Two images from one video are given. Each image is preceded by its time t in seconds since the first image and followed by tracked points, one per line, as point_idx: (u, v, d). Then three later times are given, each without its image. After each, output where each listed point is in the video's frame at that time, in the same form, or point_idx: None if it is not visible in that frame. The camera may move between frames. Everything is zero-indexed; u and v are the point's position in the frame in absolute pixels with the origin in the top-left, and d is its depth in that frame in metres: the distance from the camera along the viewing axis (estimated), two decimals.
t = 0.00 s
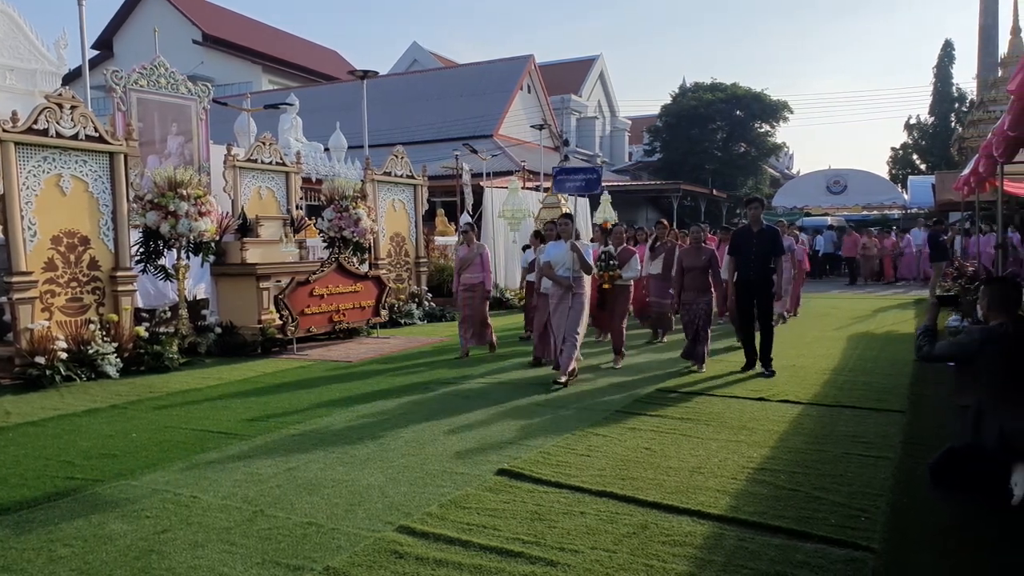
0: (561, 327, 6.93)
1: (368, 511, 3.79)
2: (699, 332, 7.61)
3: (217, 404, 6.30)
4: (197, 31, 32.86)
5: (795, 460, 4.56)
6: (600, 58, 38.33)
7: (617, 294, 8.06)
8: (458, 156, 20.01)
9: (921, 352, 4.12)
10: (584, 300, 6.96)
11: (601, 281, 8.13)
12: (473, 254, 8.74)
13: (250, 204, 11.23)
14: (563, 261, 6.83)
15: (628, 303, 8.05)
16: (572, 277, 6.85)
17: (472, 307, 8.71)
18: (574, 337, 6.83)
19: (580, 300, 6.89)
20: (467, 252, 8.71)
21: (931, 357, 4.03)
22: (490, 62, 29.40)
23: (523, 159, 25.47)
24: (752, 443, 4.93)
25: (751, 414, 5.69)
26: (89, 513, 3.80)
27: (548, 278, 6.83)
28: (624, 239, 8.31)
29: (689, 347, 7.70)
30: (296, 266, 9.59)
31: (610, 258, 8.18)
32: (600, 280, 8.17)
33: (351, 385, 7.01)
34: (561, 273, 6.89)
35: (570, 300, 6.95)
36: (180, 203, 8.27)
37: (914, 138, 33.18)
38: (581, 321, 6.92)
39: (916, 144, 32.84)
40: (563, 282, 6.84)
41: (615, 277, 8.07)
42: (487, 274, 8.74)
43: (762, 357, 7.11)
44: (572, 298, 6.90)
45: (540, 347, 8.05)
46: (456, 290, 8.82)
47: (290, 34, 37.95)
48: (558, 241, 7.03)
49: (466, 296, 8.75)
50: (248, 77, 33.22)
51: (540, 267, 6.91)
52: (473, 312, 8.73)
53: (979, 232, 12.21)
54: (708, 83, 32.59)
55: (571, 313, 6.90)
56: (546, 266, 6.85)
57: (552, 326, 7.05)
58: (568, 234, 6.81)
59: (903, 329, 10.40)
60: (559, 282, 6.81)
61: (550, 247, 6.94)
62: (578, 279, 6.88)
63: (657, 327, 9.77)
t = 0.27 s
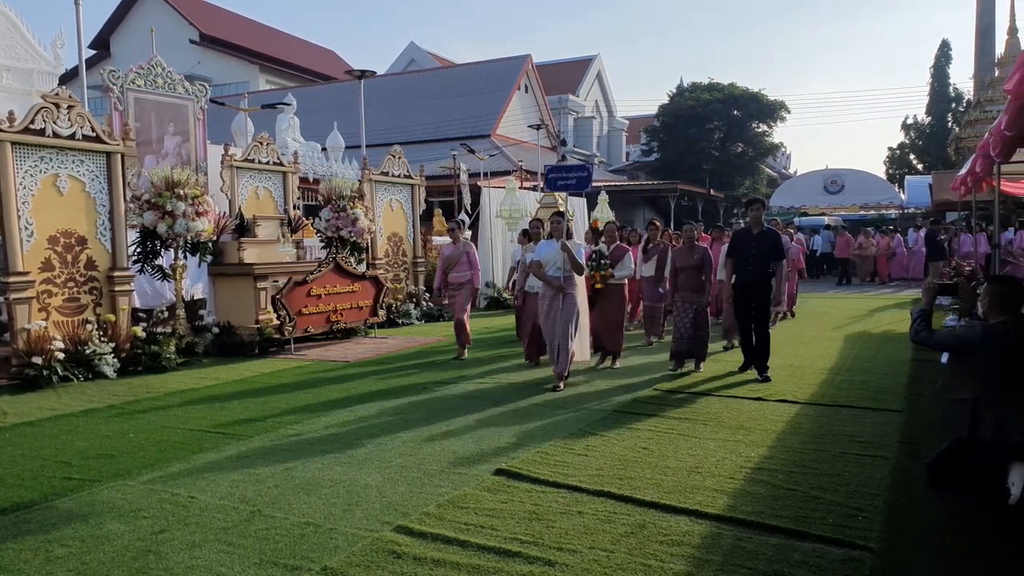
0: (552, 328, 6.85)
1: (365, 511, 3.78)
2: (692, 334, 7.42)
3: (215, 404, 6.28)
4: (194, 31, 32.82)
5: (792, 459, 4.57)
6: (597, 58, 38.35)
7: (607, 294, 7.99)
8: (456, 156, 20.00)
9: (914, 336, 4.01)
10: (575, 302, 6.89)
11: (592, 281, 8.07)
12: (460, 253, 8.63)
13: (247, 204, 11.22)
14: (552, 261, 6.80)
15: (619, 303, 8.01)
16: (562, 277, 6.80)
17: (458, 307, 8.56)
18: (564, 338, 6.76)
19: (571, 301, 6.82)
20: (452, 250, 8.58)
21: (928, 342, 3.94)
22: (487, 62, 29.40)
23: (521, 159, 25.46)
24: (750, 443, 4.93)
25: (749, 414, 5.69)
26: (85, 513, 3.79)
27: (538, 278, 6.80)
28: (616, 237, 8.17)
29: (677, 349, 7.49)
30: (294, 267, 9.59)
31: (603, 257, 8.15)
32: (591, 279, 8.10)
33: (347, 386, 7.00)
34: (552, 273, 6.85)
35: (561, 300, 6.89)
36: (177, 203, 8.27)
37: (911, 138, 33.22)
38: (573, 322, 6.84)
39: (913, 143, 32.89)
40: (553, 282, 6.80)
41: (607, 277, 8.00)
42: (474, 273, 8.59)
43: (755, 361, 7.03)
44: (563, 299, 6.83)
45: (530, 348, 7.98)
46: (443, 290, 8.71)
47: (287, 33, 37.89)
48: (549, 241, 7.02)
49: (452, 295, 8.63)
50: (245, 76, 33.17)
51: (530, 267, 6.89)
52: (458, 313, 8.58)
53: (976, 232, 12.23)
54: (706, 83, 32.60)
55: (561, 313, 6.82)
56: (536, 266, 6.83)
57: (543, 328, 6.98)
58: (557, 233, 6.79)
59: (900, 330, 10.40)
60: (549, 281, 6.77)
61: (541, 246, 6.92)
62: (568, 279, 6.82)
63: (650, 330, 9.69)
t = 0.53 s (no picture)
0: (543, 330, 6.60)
1: (363, 511, 3.78)
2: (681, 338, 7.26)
3: (212, 405, 6.28)
4: (192, 30, 32.80)
5: (790, 459, 4.57)
6: (595, 58, 38.36)
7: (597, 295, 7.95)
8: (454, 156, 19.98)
9: (913, 328, 4.02)
10: (565, 303, 6.66)
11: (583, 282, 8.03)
12: (446, 254, 8.49)
13: (245, 204, 11.21)
14: (544, 260, 6.58)
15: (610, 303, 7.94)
16: (554, 277, 6.58)
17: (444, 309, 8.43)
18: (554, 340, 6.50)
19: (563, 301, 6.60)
20: (439, 252, 8.48)
21: (927, 336, 3.94)
22: (485, 62, 29.40)
23: (519, 159, 25.45)
24: (748, 442, 4.94)
25: (747, 414, 5.69)
26: (82, 513, 3.78)
27: (529, 278, 6.55)
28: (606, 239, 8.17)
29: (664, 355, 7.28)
30: (291, 267, 9.58)
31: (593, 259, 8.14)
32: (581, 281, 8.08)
33: (345, 386, 7.00)
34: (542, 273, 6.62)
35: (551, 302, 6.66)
36: (175, 202, 8.26)
37: (909, 138, 33.25)
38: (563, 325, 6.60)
39: (911, 143, 32.91)
40: (544, 282, 6.56)
41: (597, 278, 7.96)
42: (459, 276, 8.45)
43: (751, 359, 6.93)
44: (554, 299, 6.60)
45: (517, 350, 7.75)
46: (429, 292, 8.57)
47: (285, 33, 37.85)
48: (539, 241, 6.79)
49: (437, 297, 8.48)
50: (243, 76, 33.15)
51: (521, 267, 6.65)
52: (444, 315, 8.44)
53: (974, 231, 12.25)
54: (704, 83, 32.62)
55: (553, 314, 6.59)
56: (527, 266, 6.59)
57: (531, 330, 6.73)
58: (549, 231, 6.59)
59: (897, 329, 10.41)
60: (541, 282, 6.52)
61: (532, 246, 6.69)
62: (560, 279, 6.61)
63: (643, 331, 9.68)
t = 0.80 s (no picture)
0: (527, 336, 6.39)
1: (361, 511, 3.78)
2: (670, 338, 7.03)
3: (209, 405, 6.27)
4: (189, 30, 32.78)
5: (788, 458, 4.58)
6: (593, 58, 38.37)
7: (586, 294, 7.82)
8: (451, 156, 19.97)
9: (913, 326, 4.04)
10: (552, 308, 6.46)
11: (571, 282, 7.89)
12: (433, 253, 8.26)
13: (243, 204, 11.20)
14: (532, 263, 6.38)
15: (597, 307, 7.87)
16: (542, 280, 6.38)
17: (428, 310, 8.20)
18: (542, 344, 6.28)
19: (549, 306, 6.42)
20: (426, 250, 8.25)
21: (927, 334, 3.96)
22: (483, 62, 29.40)
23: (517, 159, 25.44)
24: (745, 442, 4.94)
25: (745, 414, 5.69)
26: (79, 514, 3.78)
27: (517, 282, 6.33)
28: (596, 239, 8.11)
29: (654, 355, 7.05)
30: (289, 266, 9.58)
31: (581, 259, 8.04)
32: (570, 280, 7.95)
33: (343, 386, 7.00)
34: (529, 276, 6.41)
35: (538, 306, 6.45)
36: (172, 202, 8.24)
37: (906, 138, 33.29)
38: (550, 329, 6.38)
39: (908, 143, 32.96)
40: (531, 286, 6.35)
41: (586, 277, 7.84)
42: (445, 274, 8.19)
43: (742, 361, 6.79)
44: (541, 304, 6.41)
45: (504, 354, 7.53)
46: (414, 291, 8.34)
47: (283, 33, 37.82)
48: (526, 244, 6.59)
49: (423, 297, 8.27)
50: (240, 76, 33.12)
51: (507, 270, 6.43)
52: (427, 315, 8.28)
53: (970, 231, 12.28)
54: (701, 83, 32.65)
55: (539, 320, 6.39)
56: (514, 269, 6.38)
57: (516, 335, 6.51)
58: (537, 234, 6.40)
59: (895, 329, 10.41)
60: (528, 285, 6.31)
61: (518, 248, 6.48)
62: (547, 283, 6.42)
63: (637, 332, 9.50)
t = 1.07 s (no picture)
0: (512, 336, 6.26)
1: (358, 511, 3.78)
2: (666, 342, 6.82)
3: (207, 405, 6.27)
4: (187, 30, 32.75)
5: (785, 458, 4.58)
6: (591, 58, 38.39)
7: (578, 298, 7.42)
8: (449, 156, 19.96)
9: (912, 327, 4.06)
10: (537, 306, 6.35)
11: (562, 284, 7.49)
12: (420, 254, 7.92)
13: (240, 204, 11.19)
14: (516, 262, 6.29)
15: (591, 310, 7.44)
16: (526, 279, 6.28)
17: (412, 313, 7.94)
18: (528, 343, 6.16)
19: (533, 306, 6.31)
20: (413, 251, 7.90)
21: (926, 335, 3.98)
22: (481, 62, 29.40)
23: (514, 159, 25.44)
24: (743, 442, 4.95)
25: (742, 414, 5.69)
26: (77, 514, 3.77)
27: (500, 281, 6.22)
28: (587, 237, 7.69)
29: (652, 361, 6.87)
30: (287, 266, 9.56)
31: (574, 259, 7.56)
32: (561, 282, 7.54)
33: (341, 386, 6.99)
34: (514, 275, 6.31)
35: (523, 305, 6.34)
36: (169, 202, 8.23)
37: (904, 138, 33.34)
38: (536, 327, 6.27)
39: (905, 143, 33.01)
40: (516, 284, 6.25)
41: (578, 279, 7.44)
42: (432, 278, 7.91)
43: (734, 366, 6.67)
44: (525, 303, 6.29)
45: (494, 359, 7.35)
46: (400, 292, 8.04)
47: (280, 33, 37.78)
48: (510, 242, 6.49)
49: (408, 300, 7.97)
50: (238, 76, 33.10)
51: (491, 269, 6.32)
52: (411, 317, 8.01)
53: (968, 231, 12.28)
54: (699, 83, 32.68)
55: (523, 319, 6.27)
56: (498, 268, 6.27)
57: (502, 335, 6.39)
58: (521, 232, 6.30)
59: (892, 329, 10.42)
60: (513, 284, 6.19)
61: (503, 247, 6.39)
62: (532, 282, 6.32)
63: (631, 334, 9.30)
